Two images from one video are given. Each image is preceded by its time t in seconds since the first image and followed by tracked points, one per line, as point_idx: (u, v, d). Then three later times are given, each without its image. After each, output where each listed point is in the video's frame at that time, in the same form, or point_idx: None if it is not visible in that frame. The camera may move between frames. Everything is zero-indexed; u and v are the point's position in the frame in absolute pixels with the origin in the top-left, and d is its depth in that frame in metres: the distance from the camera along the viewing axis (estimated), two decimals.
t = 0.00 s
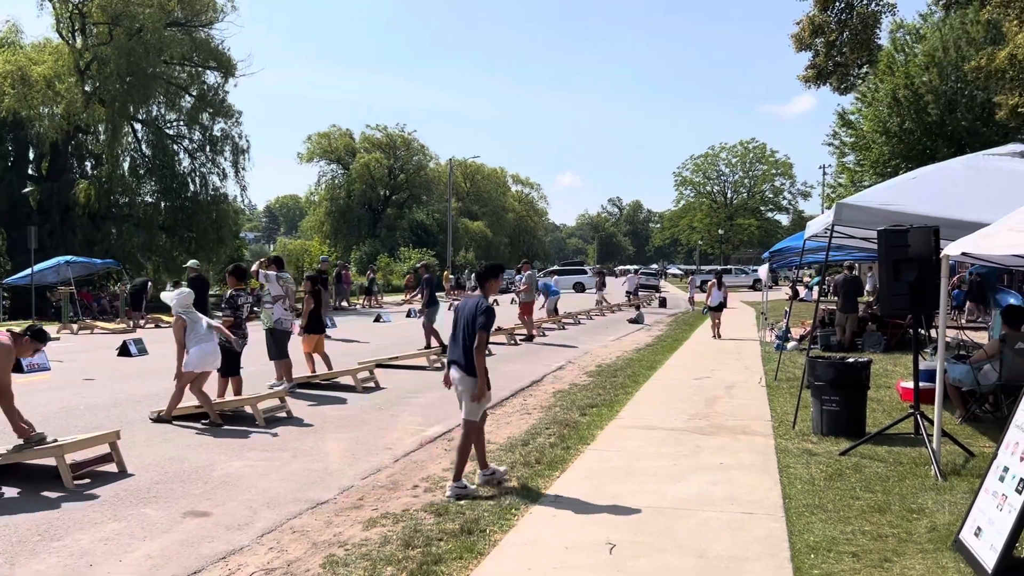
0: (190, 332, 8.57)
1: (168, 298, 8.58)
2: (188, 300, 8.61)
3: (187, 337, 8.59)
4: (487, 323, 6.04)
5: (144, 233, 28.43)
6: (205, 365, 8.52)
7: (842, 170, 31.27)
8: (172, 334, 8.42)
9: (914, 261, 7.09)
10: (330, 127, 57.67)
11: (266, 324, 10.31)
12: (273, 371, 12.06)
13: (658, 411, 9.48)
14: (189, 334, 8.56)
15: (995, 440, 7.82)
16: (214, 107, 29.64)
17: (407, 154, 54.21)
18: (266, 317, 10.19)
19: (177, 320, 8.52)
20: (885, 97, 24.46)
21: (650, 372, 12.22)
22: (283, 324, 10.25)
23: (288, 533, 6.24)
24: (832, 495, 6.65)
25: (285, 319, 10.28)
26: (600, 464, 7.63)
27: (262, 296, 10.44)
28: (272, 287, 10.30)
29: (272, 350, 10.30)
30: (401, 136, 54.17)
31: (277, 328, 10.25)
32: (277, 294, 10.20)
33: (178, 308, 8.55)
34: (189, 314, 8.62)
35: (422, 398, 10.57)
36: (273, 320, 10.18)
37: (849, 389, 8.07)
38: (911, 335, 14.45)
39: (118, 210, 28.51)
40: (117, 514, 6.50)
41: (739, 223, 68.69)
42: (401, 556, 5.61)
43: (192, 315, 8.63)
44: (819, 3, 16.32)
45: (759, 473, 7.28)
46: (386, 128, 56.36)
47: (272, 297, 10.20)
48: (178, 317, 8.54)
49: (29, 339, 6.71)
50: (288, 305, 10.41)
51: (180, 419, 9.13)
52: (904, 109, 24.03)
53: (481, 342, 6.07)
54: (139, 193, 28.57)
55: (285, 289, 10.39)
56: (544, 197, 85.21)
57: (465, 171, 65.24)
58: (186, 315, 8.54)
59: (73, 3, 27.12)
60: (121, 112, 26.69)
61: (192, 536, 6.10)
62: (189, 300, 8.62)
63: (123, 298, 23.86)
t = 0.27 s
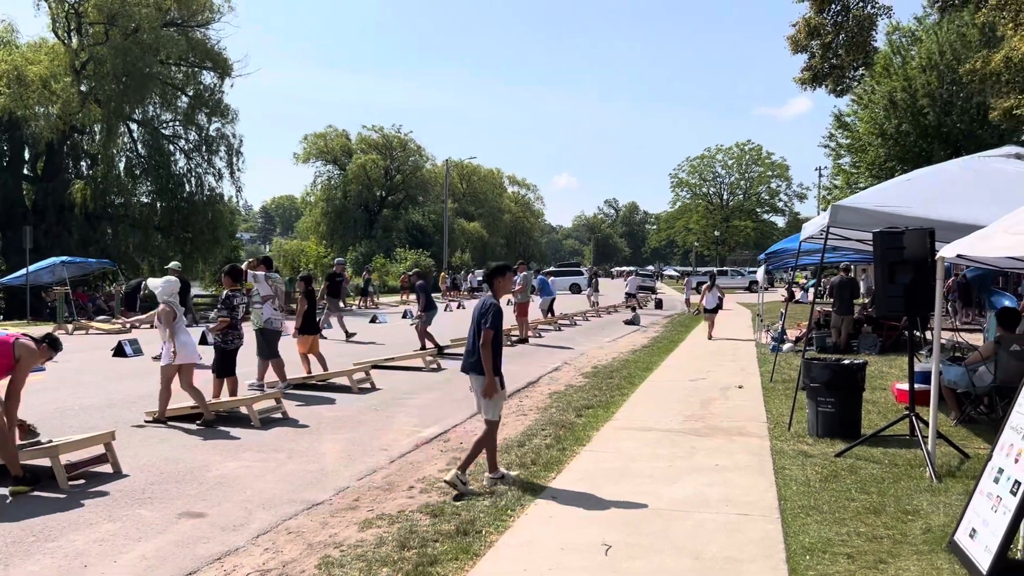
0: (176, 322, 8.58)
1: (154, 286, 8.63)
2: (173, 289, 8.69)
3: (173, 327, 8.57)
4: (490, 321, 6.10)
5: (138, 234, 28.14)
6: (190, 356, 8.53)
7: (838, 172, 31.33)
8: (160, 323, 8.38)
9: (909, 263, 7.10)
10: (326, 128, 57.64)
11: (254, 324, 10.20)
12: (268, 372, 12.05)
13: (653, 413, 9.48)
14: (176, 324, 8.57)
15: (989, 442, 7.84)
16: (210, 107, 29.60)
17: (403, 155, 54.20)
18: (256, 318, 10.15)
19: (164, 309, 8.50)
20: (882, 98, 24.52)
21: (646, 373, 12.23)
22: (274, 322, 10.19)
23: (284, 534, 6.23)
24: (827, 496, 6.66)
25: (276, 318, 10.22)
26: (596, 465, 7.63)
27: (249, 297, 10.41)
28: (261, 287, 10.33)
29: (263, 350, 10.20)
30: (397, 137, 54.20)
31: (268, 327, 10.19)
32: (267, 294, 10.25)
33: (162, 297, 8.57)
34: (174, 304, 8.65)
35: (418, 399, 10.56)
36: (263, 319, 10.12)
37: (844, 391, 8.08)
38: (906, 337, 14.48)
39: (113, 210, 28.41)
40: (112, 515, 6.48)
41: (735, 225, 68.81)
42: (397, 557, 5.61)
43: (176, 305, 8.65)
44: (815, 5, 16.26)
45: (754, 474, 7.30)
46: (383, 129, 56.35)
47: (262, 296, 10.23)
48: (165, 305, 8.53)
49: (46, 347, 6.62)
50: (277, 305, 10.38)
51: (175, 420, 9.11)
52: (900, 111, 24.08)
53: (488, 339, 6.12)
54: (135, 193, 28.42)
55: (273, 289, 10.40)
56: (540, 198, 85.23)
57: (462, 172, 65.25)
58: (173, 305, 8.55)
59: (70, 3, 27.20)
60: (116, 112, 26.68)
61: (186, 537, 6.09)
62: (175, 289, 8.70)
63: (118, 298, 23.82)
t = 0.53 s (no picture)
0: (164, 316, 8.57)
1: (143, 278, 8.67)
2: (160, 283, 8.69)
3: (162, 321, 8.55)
4: (499, 319, 6.15)
5: (138, 233, 28.20)
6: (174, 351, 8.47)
7: (838, 174, 31.37)
8: (148, 315, 8.37)
9: (908, 265, 7.10)
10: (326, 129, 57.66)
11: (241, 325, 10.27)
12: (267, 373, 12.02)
13: (652, 414, 9.49)
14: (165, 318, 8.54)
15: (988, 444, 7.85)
16: (209, 108, 29.61)
17: (403, 156, 54.22)
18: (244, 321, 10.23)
19: (153, 302, 8.51)
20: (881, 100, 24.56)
21: (645, 375, 12.23)
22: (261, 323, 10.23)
23: (282, 535, 6.23)
24: (826, 498, 6.66)
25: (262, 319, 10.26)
26: (594, 466, 7.64)
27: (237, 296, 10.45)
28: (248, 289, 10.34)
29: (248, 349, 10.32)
30: (397, 138, 54.25)
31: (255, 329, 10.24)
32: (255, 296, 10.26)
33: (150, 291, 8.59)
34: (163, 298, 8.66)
35: (417, 400, 10.56)
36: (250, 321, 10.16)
37: (843, 393, 8.08)
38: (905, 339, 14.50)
39: (113, 210, 28.30)
40: (110, 515, 6.47)
41: (734, 226, 68.84)
42: (395, 558, 5.60)
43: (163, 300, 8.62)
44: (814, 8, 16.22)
45: (752, 476, 7.29)
46: (382, 130, 56.37)
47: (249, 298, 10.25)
48: (153, 299, 8.54)
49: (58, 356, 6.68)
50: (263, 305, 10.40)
51: (173, 420, 9.11)
52: (900, 113, 24.11)
53: (499, 338, 6.17)
54: (134, 193, 28.27)
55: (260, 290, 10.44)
56: (539, 199, 85.28)
57: (461, 173, 65.29)
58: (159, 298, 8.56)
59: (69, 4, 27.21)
60: (116, 113, 26.73)
61: (185, 537, 6.09)
62: (164, 284, 8.73)
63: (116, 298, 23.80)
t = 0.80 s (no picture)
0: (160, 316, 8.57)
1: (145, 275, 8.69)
2: (161, 283, 8.68)
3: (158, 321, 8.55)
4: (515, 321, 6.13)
5: (143, 234, 28.55)
6: (167, 351, 8.43)
7: (841, 177, 31.39)
8: (144, 315, 8.38)
9: (911, 268, 7.09)
10: (329, 130, 57.74)
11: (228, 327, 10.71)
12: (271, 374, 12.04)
13: (655, 415, 9.49)
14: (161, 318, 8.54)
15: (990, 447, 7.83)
16: (213, 108, 29.63)
17: (406, 157, 54.29)
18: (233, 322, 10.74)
19: (151, 302, 8.52)
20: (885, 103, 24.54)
21: (647, 376, 12.23)
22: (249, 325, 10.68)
23: (284, 535, 6.24)
24: (828, 501, 6.65)
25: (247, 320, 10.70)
26: (597, 467, 7.64)
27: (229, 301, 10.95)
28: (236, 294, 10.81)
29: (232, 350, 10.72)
30: (401, 139, 54.35)
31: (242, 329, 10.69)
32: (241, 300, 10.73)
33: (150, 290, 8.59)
34: (161, 299, 8.66)
35: (420, 401, 10.57)
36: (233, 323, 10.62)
37: (845, 395, 8.06)
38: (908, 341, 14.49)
39: (116, 210, 28.47)
40: (113, 515, 6.49)
41: (737, 228, 68.86)
42: (397, 559, 5.60)
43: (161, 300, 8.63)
44: (818, 11, 16.18)
45: (755, 478, 7.29)
46: (386, 131, 56.45)
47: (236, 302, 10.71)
48: (152, 298, 8.55)
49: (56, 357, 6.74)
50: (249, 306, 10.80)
51: (176, 421, 9.13)
52: (903, 116, 24.10)
53: (514, 339, 6.16)
54: (138, 193, 28.27)
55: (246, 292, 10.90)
56: (542, 201, 85.36)
57: (465, 174, 65.37)
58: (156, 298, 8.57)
59: (73, 4, 27.19)
60: (120, 113, 26.72)
61: (187, 538, 6.10)
62: (165, 284, 8.73)
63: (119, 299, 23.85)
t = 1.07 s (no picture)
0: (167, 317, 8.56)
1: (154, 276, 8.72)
2: (170, 285, 8.69)
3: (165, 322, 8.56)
4: (544, 324, 6.14)
5: (150, 236, 28.49)
6: (170, 353, 8.44)
7: (848, 179, 31.33)
8: (150, 316, 8.39)
9: (919, 270, 7.09)
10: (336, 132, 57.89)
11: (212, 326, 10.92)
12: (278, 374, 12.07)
13: (661, 418, 9.47)
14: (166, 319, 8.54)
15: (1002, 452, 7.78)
16: (221, 110, 29.74)
17: (413, 159, 54.35)
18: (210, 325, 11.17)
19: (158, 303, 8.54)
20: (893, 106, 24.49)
21: (654, 379, 12.21)
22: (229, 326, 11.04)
23: (290, 536, 6.25)
24: (835, 504, 6.64)
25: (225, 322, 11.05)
26: (603, 469, 7.64)
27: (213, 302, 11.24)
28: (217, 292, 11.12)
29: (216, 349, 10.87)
30: (408, 141, 54.46)
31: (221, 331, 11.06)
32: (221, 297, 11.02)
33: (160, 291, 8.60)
34: (169, 300, 8.66)
35: (426, 402, 10.58)
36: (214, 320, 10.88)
37: (853, 398, 8.04)
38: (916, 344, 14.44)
39: (124, 212, 28.59)
40: (120, 515, 6.51)
41: (744, 231, 68.74)
42: (403, 560, 5.61)
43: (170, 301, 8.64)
44: (826, 14, 16.05)
45: (761, 481, 7.28)
46: (393, 133, 56.57)
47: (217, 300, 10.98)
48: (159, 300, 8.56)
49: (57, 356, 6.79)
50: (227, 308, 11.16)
51: (183, 421, 9.16)
52: (911, 118, 24.04)
53: (542, 342, 6.17)
54: (145, 195, 28.30)
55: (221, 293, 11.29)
56: (549, 203, 85.41)
57: (471, 176, 65.45)
58: (165, 300, 8.58)
59: (82, 6, 27.54)
60: (129, 115, 26.81)
61: (194, 538, 6.11)
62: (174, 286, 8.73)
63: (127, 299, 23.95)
